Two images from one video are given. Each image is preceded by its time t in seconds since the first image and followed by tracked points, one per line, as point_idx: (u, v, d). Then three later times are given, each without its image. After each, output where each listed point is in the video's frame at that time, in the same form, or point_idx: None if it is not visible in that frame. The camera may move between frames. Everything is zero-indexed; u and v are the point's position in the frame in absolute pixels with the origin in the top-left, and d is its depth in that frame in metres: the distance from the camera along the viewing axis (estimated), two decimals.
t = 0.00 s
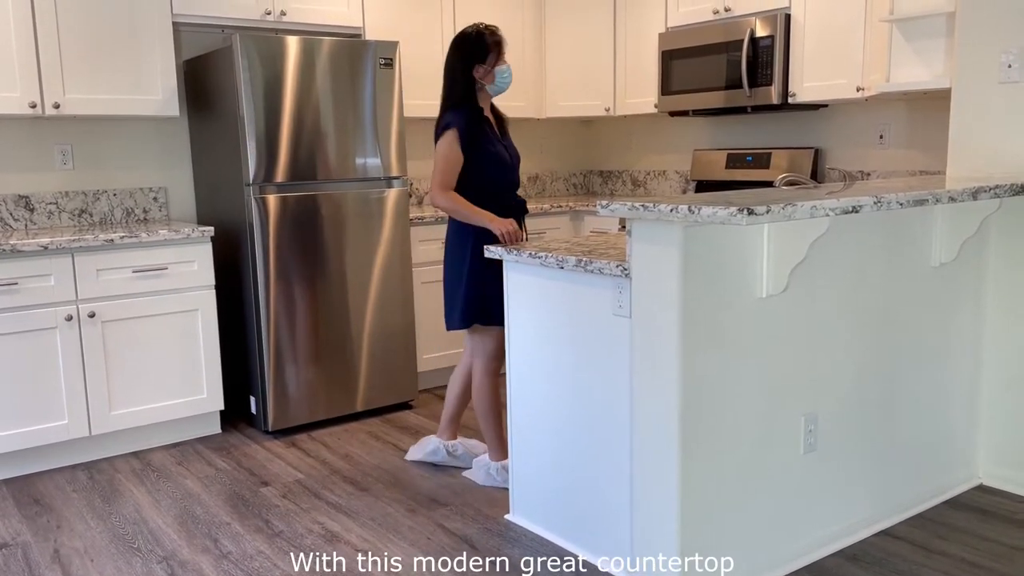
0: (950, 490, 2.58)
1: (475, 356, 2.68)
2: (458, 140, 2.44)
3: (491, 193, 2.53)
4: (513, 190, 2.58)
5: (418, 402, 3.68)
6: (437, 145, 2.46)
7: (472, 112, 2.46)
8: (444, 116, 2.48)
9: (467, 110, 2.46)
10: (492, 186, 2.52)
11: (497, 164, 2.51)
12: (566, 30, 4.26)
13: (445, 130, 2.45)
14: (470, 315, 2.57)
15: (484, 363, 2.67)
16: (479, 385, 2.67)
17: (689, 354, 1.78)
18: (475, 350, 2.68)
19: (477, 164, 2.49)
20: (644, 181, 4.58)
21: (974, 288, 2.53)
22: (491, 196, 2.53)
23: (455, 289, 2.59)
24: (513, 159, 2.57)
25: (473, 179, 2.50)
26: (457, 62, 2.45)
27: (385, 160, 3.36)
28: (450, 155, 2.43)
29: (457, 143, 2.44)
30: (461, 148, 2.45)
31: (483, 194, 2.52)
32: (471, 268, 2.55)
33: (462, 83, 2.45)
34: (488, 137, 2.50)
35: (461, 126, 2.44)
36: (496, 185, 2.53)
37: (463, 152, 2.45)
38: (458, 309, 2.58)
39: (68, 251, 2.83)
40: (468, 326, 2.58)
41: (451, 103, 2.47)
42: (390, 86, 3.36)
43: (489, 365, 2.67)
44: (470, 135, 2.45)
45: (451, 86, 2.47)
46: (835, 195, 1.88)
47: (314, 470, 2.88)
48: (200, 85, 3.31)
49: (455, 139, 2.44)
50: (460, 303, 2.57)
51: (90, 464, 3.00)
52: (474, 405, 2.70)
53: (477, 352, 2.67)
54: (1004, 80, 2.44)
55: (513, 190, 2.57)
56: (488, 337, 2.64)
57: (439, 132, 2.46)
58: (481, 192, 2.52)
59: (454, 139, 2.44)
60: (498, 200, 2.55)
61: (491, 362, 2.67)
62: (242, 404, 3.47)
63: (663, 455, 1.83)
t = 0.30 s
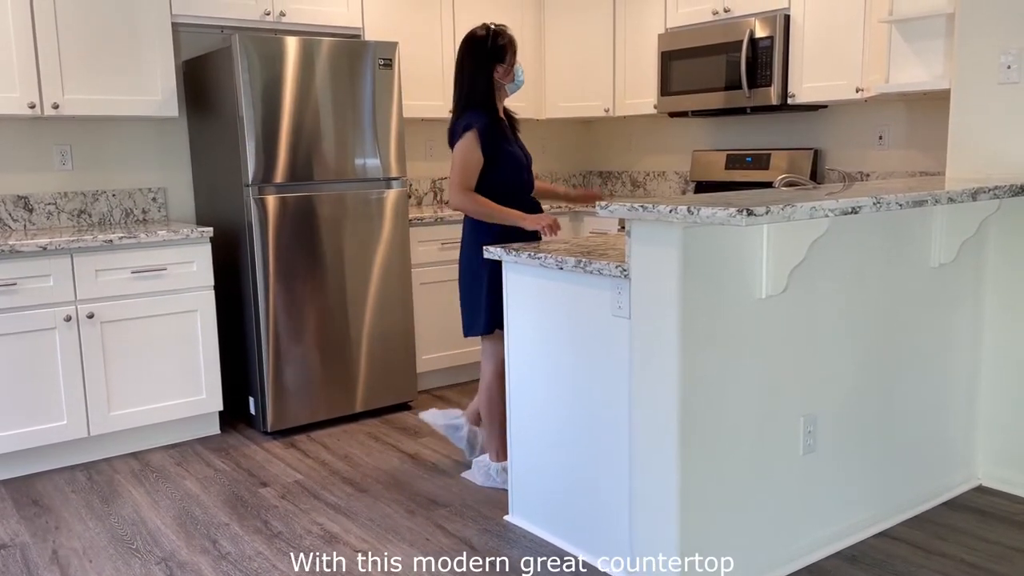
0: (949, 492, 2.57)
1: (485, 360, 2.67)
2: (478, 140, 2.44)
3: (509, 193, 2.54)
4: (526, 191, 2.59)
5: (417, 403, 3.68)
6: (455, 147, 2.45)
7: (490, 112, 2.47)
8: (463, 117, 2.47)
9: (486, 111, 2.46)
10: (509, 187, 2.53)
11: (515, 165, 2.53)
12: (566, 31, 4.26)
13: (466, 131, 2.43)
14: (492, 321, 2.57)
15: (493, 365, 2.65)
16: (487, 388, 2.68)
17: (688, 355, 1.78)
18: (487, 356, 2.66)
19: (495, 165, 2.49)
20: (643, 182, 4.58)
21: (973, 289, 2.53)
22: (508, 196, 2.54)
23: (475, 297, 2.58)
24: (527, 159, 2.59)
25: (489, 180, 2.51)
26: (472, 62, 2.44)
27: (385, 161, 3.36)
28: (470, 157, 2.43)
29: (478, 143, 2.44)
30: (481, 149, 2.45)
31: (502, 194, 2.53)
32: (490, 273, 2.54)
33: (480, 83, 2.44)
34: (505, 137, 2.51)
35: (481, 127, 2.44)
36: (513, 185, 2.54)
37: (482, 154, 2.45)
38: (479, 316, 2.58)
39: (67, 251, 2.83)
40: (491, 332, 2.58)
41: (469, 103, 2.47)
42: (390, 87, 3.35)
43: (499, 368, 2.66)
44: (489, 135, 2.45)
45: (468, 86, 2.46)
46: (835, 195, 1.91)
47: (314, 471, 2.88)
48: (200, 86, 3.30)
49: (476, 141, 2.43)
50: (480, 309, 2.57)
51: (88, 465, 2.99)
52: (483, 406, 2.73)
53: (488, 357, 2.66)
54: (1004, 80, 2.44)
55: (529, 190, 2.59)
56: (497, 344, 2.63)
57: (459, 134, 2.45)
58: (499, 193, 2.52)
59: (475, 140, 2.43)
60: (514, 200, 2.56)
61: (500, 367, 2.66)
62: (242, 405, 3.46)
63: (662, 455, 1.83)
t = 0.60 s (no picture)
0: (949, 493, 2.57)
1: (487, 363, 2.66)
2: (483, 139, 2.43)
3: (513, 192, 2.54)
4: (531, 190, 2.58)
5: (416, 404, 3.68)
6: (460, 147, 2.43)
7: (493, 110, 2.46)
8: (467, 115, 2.46)
9: (490, 111, 2.45)
10: (513, 185, 2.53)
11: (519, 165, 2.52)
12: (565, 31, 4.27)
13: (472, 130, 2.42)
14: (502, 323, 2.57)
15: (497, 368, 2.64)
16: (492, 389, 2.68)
17: (687, 356, 1.78)
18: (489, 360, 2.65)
19: (500, 164, 2.49)
20: (643, 183, 4.58)
21: (973, 290, 2.53)
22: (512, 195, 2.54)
23: (484, 301, 2.58)
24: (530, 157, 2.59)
25: (494, 179, 2.50)
26: (477, 61, 2.43)
27: (385, 162, 3.36)
28: (475, 157, 2.42)
29: (483, 143, 2.43)
30: (485, 148, 2.44)
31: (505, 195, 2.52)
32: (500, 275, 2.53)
33: (484, 81, 2.44)
34: (510, 135, 2.50)
35: (486, 125, 2.42)
36: (516, 184, 2.53)
37: (486, 153, 2.44)
38: (489, 319, 2.58)
39: (66, 252, 2.83)
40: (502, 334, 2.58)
41: (473, 102, 2.46)
42: (390, 88, 3.35)
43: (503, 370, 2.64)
44: (494, 133, 2.44)
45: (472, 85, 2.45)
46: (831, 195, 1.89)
47: (313, 472, 2.88)
48: (199, 87, 3.30)
49: (481, 143, 2.42)
50: (490, 312, 2.57)
51: (87, 466, 2.99)
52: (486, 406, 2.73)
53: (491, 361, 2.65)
54: (1003, 82, 2.44)
55: (532, 188, 2.58)
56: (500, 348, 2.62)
57: (464, 133, 2.43)
58: (503, 192, 2.52)
59: (480, 139, 2.42)
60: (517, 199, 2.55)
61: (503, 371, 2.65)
62: (241, 406, 3.46)
63: (662, 456, 1.82)
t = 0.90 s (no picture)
0: (948, 494, 2.57)
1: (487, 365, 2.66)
2: (477, 141, 2.42)
3: (509, 193, 2.52)
4: (527, 191, 2.57)
5: (416, 404, 3.68)
6: (454, 150, 2.43)
7: (485, 112, 2.46)
8: (460, 118, 2.46)
9: (482, 113, 2.46)
10: (509, 186, 2.51)
11: (515, 166, 2.51)
12: (565, 32, 4.26)
13: (464, 132, 2.42)
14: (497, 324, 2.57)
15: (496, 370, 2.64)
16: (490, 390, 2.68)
17: (687, 357, 1.78)
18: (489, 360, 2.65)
19: (494, 166, 2.48)
20: (643, 184, 4.58)
21: (972, 291, 2.53)
22: (509, 197, 2.53)
23: (480, 302, 2.57)
24: (526, 158, 2.58)
25: (490, 181, 2.49)
26: (463, 64, 2.44)
27: (384, 163, 3.36)
28: (471, 158, 2.41)
29: (476, 145, 2.42)
30: (481, 149, 2.43)
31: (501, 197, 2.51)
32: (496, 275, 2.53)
33: (470, 85, 2.45)
34: (504, 136, 2.49)
35: (478, 126, 2.42)
36: (513, 185, 2.52)
37: (482, 154, 2.43)
38: (484, 320, 2.57)
39: (66, 253, 2.83)
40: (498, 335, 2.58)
41: (465, 104, 2.46)
42: (390, 89, 3.35)
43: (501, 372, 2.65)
44: (487, 135, 2.44)
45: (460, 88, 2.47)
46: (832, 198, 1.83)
47: (313, 473, 2.88)
48: (199, 88, 3.31)
49: (476, 145, 2.41)
50: (485, 313, 2.57)
51: (87, 467, 2.99)
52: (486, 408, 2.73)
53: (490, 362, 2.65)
54: (1003, 83, 2.44)
55: (529, 189, 2.57)
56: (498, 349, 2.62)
57: (457, 135, 2.43)
58: (500, 194, 2.51)
59: (474, 140, 2.41)
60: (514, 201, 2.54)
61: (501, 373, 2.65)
62: (240, 407, 3.46)
63: (661, 456, 1.82)
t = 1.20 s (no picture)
0: (949, 496, 2.57)
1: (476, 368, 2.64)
2: (467, 142, 2.42)
3: (502, 194, 2.52)
4: (519, 190, 2.56)
5: (416, 405, 3.68)
6: (445, 152, 2.43)
7: (474, 114, 2.47)
8: (448, 122, 2.47)
9: (471, 114, 2.46)
10: (501, 187, 2.51)
11: (506, 165, 2.51)
12: (566, 33, 4.26)
13: (454, 134, 2.42)
14: (485, 324, 2.54)
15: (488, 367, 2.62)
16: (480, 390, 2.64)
17: (687, 359, 1.78)
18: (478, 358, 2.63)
19: (486, 166, 2.47)
20: (643, 185, 4.59)
21: (973, 293, 2.54)
22: (502, 197, 2.52)
23: (468, 304, 2.56)
24: (517, 158, 2.57)
25: (483, 182, 2.49)
26: (439, 72, 2.49)
27: (385, 164, 3.36)
28: (463, 160, 2.41)
29: (466, 146, 2.42)
30: (472, 150, 2.43)
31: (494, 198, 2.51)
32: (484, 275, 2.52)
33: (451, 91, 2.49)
34: (494, 137, 2.49)
35: (467, 128, 2.42)
36: (505, 186, 2.52)
37: (474, 155, 2.43)
38: (473, 321, 2.55)
39: (67, 254, 2.83)
40: (487, 334, 2.55)
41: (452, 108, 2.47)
42: (391, 90, 3.36)
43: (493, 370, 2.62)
44: (478, 136, 2.44)
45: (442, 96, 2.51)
46: (834, 198, 1.88)
47: (313, 473, 2.88)
48: (200, 90, 3.31)
49: (466, 146, 2.41)
50: (472, 315, 2.54)
51: (88, 467, 2.99)
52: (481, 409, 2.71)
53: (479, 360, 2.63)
54: (1004, 84, 2.44)
55: (521, 190, 2.57)
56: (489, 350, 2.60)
57: (448, 138, 2.44)
58: (493, 195, 2.51)
59: (465, 142, 2.41)
60: (506, 202, 2.53)
61: (492, 374, 2.62)
62: (241, 407, 3.46)
63: (662, 457, 1.82)
